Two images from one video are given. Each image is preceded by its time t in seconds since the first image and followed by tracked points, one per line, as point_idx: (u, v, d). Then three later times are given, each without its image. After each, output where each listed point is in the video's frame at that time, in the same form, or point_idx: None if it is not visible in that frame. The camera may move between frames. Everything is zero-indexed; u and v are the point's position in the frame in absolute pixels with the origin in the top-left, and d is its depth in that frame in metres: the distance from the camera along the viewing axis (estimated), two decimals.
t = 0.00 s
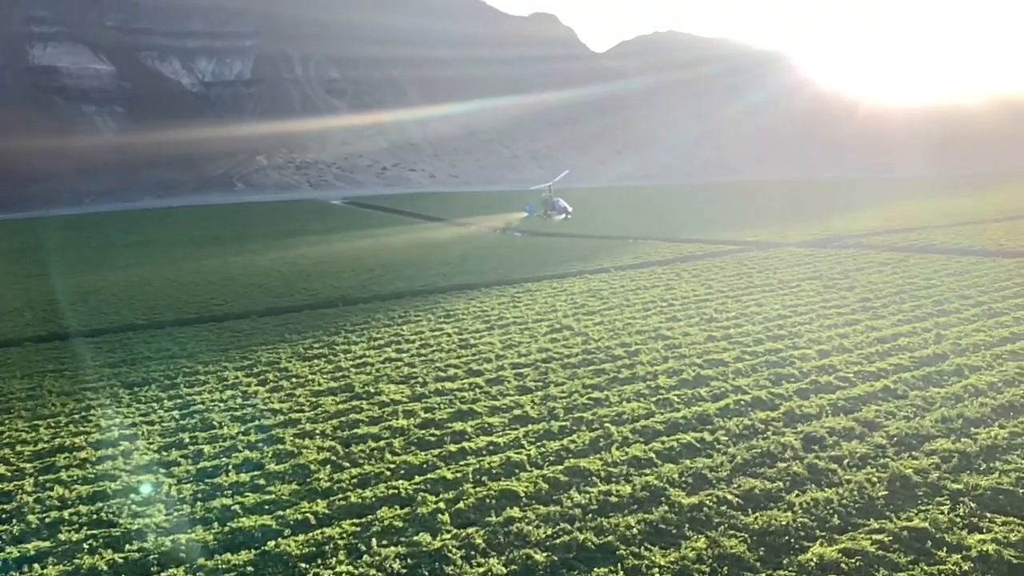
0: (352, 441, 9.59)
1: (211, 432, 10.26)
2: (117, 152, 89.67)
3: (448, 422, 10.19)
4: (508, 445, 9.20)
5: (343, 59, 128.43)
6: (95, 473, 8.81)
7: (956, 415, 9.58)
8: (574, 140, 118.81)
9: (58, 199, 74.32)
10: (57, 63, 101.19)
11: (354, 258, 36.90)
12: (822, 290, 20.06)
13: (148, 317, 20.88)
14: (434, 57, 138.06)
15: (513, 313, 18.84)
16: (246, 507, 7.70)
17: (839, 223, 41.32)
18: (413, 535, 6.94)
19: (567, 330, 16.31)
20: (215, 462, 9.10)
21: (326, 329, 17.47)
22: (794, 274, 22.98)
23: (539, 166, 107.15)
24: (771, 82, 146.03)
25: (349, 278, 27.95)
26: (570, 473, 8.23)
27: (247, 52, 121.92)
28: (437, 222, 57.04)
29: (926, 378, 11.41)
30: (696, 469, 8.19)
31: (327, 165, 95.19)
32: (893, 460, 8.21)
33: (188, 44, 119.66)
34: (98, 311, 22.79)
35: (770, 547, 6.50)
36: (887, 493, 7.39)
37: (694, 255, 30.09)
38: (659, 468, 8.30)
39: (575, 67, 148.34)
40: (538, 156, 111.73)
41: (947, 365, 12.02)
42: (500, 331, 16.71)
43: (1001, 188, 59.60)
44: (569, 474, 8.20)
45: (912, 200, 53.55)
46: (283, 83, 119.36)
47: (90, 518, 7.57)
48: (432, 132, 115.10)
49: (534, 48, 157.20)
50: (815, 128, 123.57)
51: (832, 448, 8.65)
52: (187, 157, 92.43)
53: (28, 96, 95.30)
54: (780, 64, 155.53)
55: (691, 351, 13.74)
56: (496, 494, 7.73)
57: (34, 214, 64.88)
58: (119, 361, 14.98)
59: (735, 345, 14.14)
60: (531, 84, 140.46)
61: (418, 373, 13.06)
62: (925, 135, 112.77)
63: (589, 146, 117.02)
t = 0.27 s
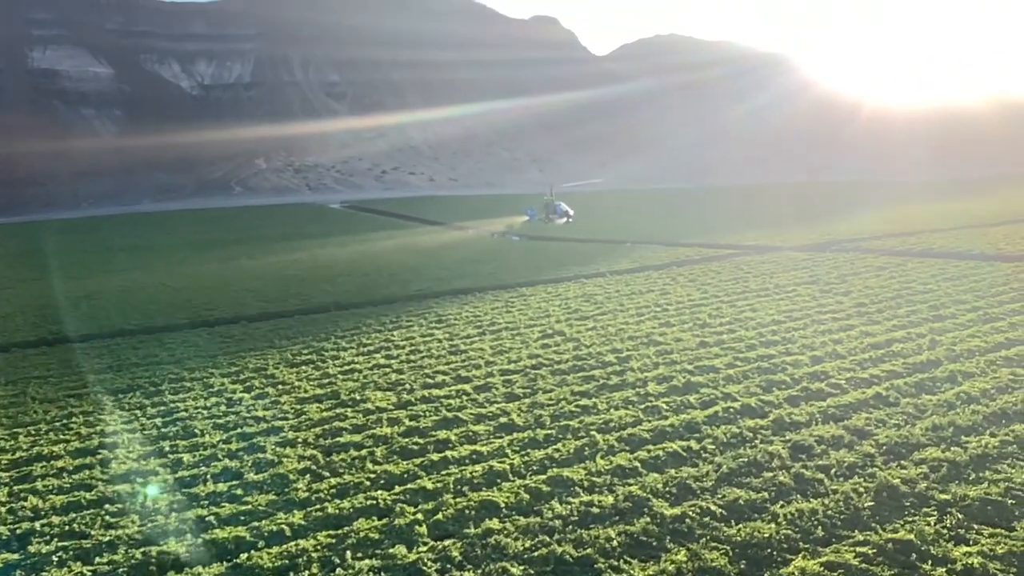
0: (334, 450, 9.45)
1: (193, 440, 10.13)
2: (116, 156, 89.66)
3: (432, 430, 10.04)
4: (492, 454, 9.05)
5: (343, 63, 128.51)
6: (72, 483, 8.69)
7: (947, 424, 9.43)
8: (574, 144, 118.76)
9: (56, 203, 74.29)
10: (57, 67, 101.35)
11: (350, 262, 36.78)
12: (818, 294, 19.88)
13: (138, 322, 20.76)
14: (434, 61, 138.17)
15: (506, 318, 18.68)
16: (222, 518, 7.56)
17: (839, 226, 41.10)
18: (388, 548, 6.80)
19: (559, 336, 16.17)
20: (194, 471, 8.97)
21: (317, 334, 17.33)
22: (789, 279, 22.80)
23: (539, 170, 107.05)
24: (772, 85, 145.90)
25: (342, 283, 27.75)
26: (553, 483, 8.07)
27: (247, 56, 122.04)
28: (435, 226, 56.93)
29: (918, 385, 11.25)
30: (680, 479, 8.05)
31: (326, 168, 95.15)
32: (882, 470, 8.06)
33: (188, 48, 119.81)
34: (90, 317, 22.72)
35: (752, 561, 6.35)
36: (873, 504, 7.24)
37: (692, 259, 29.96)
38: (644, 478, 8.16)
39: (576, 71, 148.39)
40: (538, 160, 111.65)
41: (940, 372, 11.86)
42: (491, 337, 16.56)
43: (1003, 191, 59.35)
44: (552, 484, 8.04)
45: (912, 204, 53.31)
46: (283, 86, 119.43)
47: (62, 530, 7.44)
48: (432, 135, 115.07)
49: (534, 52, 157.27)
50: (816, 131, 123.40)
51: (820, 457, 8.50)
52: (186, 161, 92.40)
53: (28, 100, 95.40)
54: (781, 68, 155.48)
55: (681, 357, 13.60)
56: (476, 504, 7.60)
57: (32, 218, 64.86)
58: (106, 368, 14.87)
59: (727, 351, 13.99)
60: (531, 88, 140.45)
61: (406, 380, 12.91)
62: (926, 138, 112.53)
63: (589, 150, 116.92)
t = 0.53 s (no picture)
0: (315, 457, 9.33)
1: (173, 447, 10.01)
2: (114, 159, 89.57)
3: (416, 437, 9.93)
4: (475, 460, 8.93)
5: (341, 66, 128.57)
6: (47, 491, 8.56)
7: (936, 429, 9.32)
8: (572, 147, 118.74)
9: (53, 206, 74.23)
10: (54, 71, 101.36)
11: (346, 265, 36.71)
12: (811, 298, 19.76)
13: (127, 327, 20.63)
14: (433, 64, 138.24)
15: (498, 322, 18.54)
16: (197, 526, 7.45)
17: (837, 229, 41.03)
18: (363, 559, 6.69)
19: (549, 340, 16.06)
20: (172, 479, 8.85)
21: (307, 339, 17.20)
22: (784, 282, 22.66)
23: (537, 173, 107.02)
24: (771, 88, 145.93)
25: (336, 287, 27.64)
26: (534, 491, 7.95)
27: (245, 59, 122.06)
28: (433, 229, 56.84)
29: (908, 391, 11.13)
30: (663, 487, 7.93)
31: (324, 172, 95.06)
32: (869, 477, 7.94)
33: (186, 51, 119.87)
34: (80, 320, 22.63)
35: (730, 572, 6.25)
36: (858, 512, 7.14)
37: (687, 262, 29.87)
38: (627, 486, 8.03)
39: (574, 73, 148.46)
40: (536, 163, 111.61)
41: (931, 377, 11.74)
42: (483, 340, 16.42)
43: (1001, 194, 59.30)
44: (533, 492, 7.92)
45: (910, 207, 53.28)
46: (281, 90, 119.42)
47: (34, 539, 7.33)
48: (431, 139, 115.02)
49: (533, 55, 157.35)
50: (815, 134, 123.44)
51: (805, 464, 8.39)
52: (184, 164, 92.36)
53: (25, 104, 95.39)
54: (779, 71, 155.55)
55: (672, 362, 13.46)
56: (454, 513, 7.49)
57: (29, 221, 64.82)
58: (92, 372, 14.76)
59: (717, 356, 13.88)
60: (529, 91, 140.48)
61: (393, 385, 12.76)
62: (926, 141, 112.52)
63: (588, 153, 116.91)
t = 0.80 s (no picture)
0: (298, 456, 9.25)
1: (156, 446, 9.93)
2: (114, 156, 89.55)
3: (400, 436, 9.82)
4: (459, 461, 8.83)
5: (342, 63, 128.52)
6: (27, 491, 8.49)
7: (924, 430, 9.23)
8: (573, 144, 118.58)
9: (53, 203, 74.32)
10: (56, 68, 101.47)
11: (344, 263, 36.64)
12: (806, 297, 19.66)
13: (120, 324, 20.59)
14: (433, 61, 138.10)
15: (491, 320, 18.45)
16: (174, 527, 7.38)
17: (836, 227, 40.94)
18: (339, 561, 6.63)
19: (541, 339, 15.97)
20: (152, 478, 8.77)
21: (298, 336, 17.11)
22: (780, 281, 22.56)
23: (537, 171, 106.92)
24: (772, 86, 145.69)
25: (332, 284, 27.56)
26: (515, 492, 7.85)
27: (246, 56, 121.98)
28: (432, 227, 56.76)
29: (899, 390, 11.03)
30: (647, 488, 7.82)
31: (324, 169, 95.00)
32: (855, 479, 7.84)
33: (187, 49, 119.89)
34: (75, 318, 22.62)
35: None
36: (842, 515, 7.04)
37: (685, 260, 29.80)
38: (610, 487, 7.93)
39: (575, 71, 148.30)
40: (537, 160, 111.48)
41: (922, 377, 11.63)
42: (475, 338, 16.34)
43: (1003, 192, 59.17)
44: (514, 493, 7.83)
45: (910, 204, 53.20)
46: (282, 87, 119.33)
47: (9, 541, 7.26)
48: (431, 136, 114.91)
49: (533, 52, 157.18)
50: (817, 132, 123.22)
51: (791, 466, 8.29)
52: (185, 161, 92.35)
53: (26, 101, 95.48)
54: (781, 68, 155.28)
55: (663, 361, 13.37)
56: (434, 514, 7.40)
57: (29, 218, 64.92)
58: (81, 370, 14.71)
59: (708, 355, 13.78)
60: (530, 89, 140.27)
61: (381, 383, 12.66)
62: (927, 138, 112.30)
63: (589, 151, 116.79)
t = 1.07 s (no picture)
0: (279, 464, 9.14)
1: (137, 452, 9.83)
2: (114, 159, 89.57)
3: (383, 444, 9.70)
4: (441, 468, 8.71)
5: (342, 66, 128.71)
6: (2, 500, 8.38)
7: (913, 437, 9.11)
8: (573, 147, 118.52)
9: (52, 205, 74.33)
10: (56, 71, 101.62)
11: (341, 266, 36.58)
12: (801, 300, 19.54)
13: (113, 328, 20.53)
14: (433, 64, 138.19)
15: (483, 324, 18.34)
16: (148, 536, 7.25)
17: (836, 230, 40.76)
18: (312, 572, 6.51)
19: (532, 343, 15.85)
20: (129, 485, 8.63)
21: (289, 341, 17.00)
22: (776, 285, 22.43)
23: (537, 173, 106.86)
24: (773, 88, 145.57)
25: (326, 288, 27.47)
26: (496, 501, 7.73)
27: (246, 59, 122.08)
28: (430, 230, 56.64)
29: (891, 397, 10.88)
30: (629, 497, 7.70)
31: (324, 172, 94.96)
32: (841, 488, 7.69)
33: (188, 52, 120.09)
34: (68, 321, 22.60)
35: None
36: (824, 526, 6.92)
37: (681, 263, 29.73)
38: (591, 496, 7.81)
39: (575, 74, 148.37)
40: (537, 163, 111.43)
41: (915, 383, 11.50)
42: (466, 343, 16.22)
43: (1004, 194, 58.94)
44: (494, 502, 7.70)
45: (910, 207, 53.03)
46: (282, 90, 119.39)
47: None
48: (432, 139, 114.87)
49: (534, 55, 157.26)
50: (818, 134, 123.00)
51: (776, 473, 8.17)
52: (185, 164, 92.37)
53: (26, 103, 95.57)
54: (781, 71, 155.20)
55: (652, 366, 13.26)
56: (411, 524, 7.27)
57: (28, 220, 64.98)
58: (68, 374, 14.60)
59: (699, 360, 13.66)
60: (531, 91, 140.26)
61: (368, 389, 12.56)
62: (929, 141, 112.06)
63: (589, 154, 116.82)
